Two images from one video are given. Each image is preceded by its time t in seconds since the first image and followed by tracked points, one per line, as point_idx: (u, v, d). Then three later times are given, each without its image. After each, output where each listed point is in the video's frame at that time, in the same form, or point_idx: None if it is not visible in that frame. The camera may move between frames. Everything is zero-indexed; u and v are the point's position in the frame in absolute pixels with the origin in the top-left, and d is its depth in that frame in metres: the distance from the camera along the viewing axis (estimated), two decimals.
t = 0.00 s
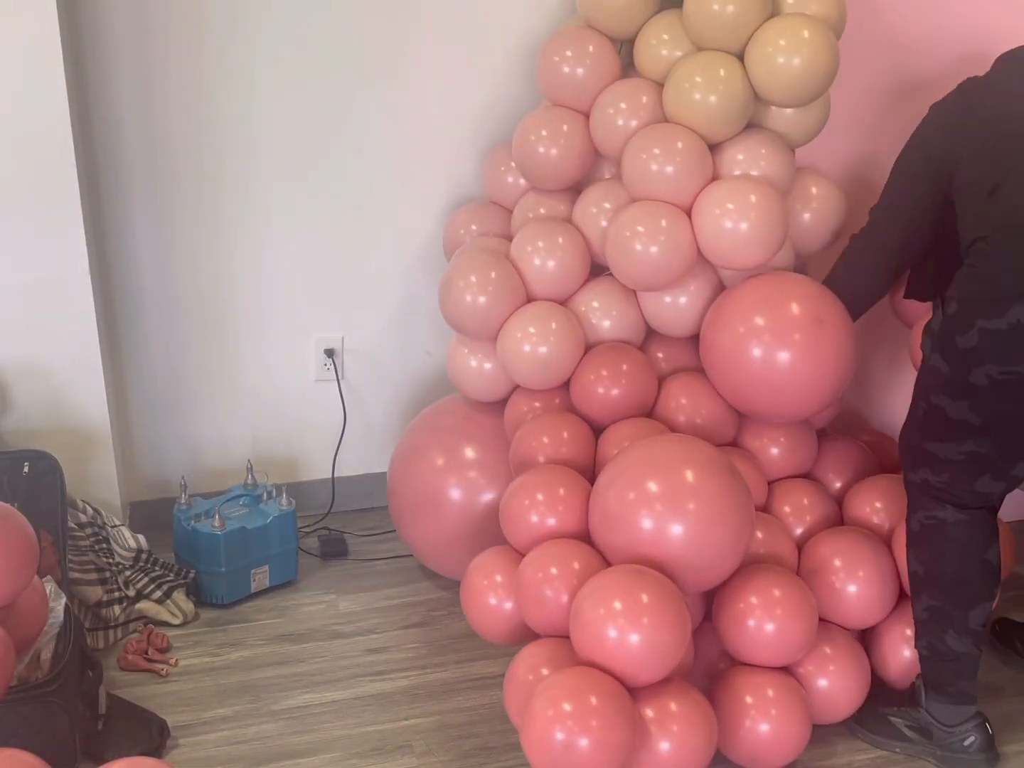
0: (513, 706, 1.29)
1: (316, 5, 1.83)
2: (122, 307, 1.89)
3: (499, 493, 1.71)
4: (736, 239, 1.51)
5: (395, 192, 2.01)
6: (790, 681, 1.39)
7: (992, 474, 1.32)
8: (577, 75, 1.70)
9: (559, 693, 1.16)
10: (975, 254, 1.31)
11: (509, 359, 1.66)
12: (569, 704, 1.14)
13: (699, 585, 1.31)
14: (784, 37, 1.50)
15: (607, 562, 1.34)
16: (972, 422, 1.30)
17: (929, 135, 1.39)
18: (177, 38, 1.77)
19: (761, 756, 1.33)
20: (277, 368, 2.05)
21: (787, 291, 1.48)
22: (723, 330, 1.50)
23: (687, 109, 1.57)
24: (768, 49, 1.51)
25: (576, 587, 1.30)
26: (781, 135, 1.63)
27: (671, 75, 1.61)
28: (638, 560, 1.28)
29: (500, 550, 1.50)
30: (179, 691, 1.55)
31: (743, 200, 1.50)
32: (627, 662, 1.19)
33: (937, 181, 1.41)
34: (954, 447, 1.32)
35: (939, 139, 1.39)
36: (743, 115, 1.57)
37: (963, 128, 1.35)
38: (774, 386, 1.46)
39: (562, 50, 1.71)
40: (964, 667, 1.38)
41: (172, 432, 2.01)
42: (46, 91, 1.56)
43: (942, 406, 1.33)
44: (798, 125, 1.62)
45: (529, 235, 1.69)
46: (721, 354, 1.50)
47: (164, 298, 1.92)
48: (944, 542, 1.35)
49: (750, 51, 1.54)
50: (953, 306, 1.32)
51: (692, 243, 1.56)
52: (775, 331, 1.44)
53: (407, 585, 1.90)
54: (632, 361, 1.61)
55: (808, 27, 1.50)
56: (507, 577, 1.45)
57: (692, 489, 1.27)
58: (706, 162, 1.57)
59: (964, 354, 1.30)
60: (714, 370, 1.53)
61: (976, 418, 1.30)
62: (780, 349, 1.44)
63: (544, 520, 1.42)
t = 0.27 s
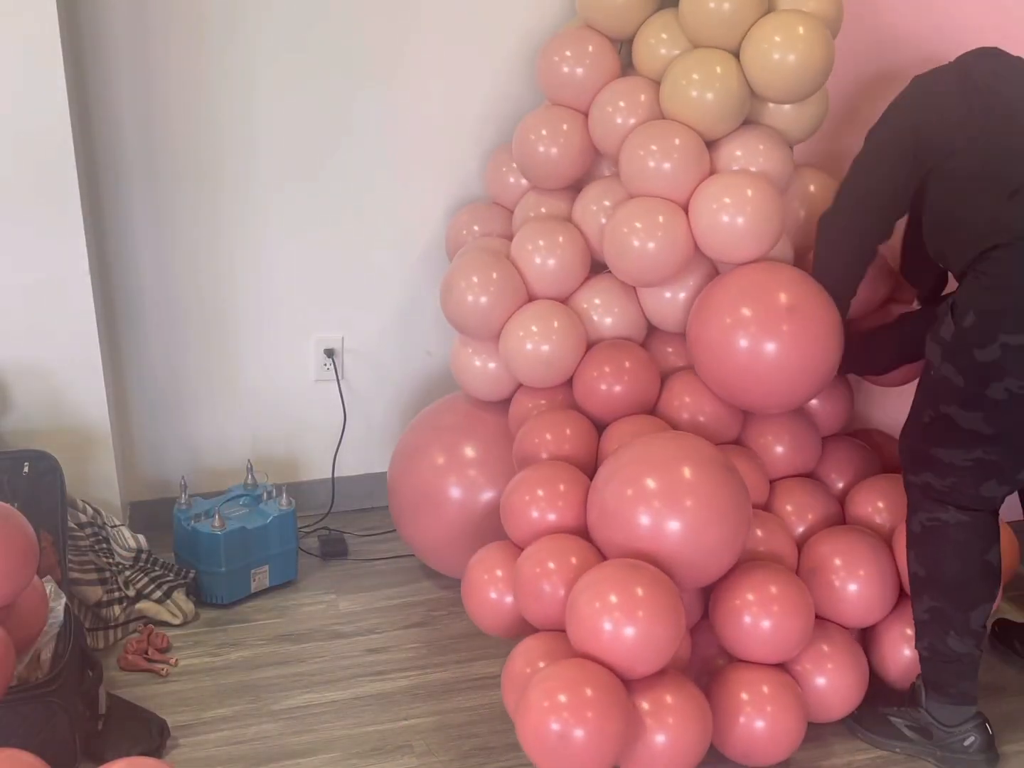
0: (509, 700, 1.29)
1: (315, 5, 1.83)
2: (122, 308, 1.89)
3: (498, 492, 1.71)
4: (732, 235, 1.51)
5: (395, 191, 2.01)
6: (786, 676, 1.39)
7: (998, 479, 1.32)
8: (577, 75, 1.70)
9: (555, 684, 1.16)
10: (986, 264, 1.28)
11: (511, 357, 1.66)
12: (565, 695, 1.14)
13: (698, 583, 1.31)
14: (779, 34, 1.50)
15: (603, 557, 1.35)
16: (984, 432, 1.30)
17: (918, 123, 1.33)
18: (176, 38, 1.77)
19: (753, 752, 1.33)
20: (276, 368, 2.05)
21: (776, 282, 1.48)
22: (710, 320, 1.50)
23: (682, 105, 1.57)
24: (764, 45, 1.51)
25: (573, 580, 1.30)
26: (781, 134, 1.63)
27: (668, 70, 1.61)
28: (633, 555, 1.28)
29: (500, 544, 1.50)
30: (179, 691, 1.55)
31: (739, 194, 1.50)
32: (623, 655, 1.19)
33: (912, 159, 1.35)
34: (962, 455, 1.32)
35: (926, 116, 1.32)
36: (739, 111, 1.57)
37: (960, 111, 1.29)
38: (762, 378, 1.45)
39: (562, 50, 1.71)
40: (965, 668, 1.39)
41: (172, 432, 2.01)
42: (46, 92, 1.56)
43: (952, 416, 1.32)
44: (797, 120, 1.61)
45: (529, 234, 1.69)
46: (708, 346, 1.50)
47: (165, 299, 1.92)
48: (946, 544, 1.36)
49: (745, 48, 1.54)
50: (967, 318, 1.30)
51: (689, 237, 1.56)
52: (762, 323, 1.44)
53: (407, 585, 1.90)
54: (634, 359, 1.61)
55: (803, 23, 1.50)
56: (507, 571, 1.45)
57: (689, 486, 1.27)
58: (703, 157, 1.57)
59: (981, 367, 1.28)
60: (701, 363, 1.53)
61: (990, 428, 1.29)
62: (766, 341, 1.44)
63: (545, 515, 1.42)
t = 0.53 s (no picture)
0: (507, 697, 1.30)
1: (316, 4, 1.83)
2: (122, 308, 1.89)
3: (498, 492, 1.71)
4: (732, 234, 1.51)
5: (396, 191, 2.01)
6: (784, 676, 1.39)
7: (992, 481, 1.32)
8: (578, 73, 1.70)
9: (548, 684, 1.16)
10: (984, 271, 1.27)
11: (512, 356, 1.66)
12: (558, 695, 1.14)
13: (698, 581, 1.31)
14: (781, 33, 1.50)
15: (603, 555, 1.35)
16: (978, 438, 1.30)
17: (911, 119, 1.31)
18: (177, 38, 1.77)
19: (751, 752, 1.33)
20: (277, 368, 2.05)
21: (792, 287, 1.48)
22: (724, 326, 1.50)
23: (683, 104, 1.57)
24: (766, 44, 1.51)
25: (572, 578, 1.30)
26: (782, 133, 1.63)
27: (669, 69, 1.61)
28: (633, 553, 1.28)
29: (500, 542, 1.50)
30: (179, 690, 1.55)
31: (740, 194, 1.50)
32: (618, 655, 1.19)
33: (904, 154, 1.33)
34: (955, 458, 1.32)
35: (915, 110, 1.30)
36: (741, 109, 1.57)
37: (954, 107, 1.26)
38: (774, 382, 1.46)
39: (563, 49, 1.71)
40: (963, 667, 1.38)
41: (172, 432, 2.01)
42: (47, 92, 1.56)
43: (945, 420, 1.32)
44: (798, 120, 1.61)
45: (530, 232, 1.69)
46: (722, 352, 1.50)
47: (165, 299, 1.92)
48: (939, 546, 1.36)
49: (746, 47, 1.54)
50: (961, 325, 1.29)
51: (689, 235, 1.56)
52: (777, 328, 1.45)
53: (408, 585, 1.90)
54: (634, 358, 1.61)
55: (805, 22, 1.50)
56: (507, 569, 1.45)
57: (689, 485, 1.27)
58: (703, 155, 1.57)
59: (975, 374, 1.28)
60: (715, 368, 1.53)
61: (984, 434, 1.29)
62: (781, 346, 1.44)
63: (546, 513, 1.42)
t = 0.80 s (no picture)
0: (507, 693, 1.30)
1: (315, 5, 1.83)
2: (122, 308, 1.89)
3: (498, 492, 1.71)
4: (732, 237, 1.51)
5: (395, 192, 2.01)
6: (785, 674, 1.39)
7: (994, 483, 1.32)
8: (578, 74, 1.70)
9: (552, 679, 1.16)
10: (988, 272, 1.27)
11: (511, 357, 1.66)
12: (562, 690, 1.14)
13: (698, 581, 1.31)
14: (781, 35, 1.50)
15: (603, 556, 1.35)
16: (980, 440, 1.30)
17: (913, 121, 1.30)
18: (176, 38, 1.77)
19: (753, 751, 1.33)
20: (276, 368, 2.05)
21: (785, 286, 1.48)
22: (721, 325, 1.50)
23: (684, 107, 1.57)
24: (767, 46, 1.51)
25: (572, 576, 1.30)
26: (781, 133, 1.63)
27: (670, 70, 1.61)
28: (633, 552, 1.28)
29: (499, 542, 1.50)
30: (179, 690, 1.55)
31: (739, 195, 1.50)
32: (622, 651, 1.19)
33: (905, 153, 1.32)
34: (956, 459, 1.32)
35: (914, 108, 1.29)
36: (743, 112, 1.58)
37: (953, 106, 1.26)
38: (773, 382, 1.46)
39: (563, 49, 1.71)
40: (963, 668, 1.38)
41: (172, 433, 2.01)
42: (47, 93, 1.56)
43: (947, 422, 1.32)
44: (799, 123, 1.61)
45: (530, 232, 1.69)
46: (718, 351, 1.50)
47: (165, 299, 1.92)
48: (940, 546, 1.36)
49: (747, 48, 1.54)
50: (965, 328, 1.29)
51: (689, 238, 1.56)
52: (772, 326, 1.45)
53: (407, 585, 1.90)
54: (633, 358, 1.61)
55: (805, 24, 1.50)
56: (508, 568, 1.45)
57: (690, 484, 1.27)
58: (705, 158, 1.57)
59: (979, 377, 1.28)
60: (711, 367, 1.53)
61: (986, 436, 1.29)
62: (777, 344, 1.44)
63: (546, 512, 1.42)
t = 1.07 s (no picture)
0: (507, 697, 1.30)
1: (316, 4, 1.83)
2: (122, 307, 1.89)
3: (497, 492, 1.71)
4: (732, 237, 1.51)
5: (396, 191, 2.01)
6: (785, 676, 1.39)
7: (988, 480, 1.32)
8: (578, 74, 1.70)
9: (552, 684, 1.16)
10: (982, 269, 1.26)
11: (508, 356, 1.66)
12: (562, 695, 1.14)
13: (697, 582, 1.31)
14: (783, 35, 1.50)
15: (603, 557, 1.35)
16: (973, 436, 1.29)
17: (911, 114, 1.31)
18: (177, 37, 1.77)
19: (754, 753, 1.33)
20: (276, 368, 2.05)
21: (797, 292, 1.48)
22: (731, 329, 1.50)
23: (685, 107, 1.57)
24: (767, 46, 1.51)
25: (571, 580, 1.30)
26: (781, 133, 1.63)
27: (670, 71, 1.61)
28: (633, 553, 1.28)
29: (499, 543, 1.50)
30: (179, 690, 1.55)
31: (740, 196, 1.50)
32: (622, 655, 1.19)
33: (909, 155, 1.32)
34: (951, 456, 1.32)
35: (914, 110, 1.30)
36: (743, 111, 1.58)
37: (953, 106, 1.26)
38: (773, 383, 1.46)
39: (564, 48, 1.71)
40: (961, 667, 1.38)
41: (172, 432, 2.01)
42: (47, 92, 1.56)
43: (942, 419, 1.32)
44: (799, 122, 1.62)
45: (529, 232, 1.69)
46: (729, 357, 1.51)
47: (165, 299, 1.92)
48: (936, 543, 1.36)
49: (750, 49, 1.54)
50: (957, 324, 1.29)
51: (689, 238, 1.56)
52: (784, 332, 1.45)
53: (407, 584, 1.90)
54: (632, 358, 1.61)
55: (808, 25, 1.50)
56: (506, 571, 1.45)
57: (689, 485, 1.27)
58: (705, 158, 1.57)
59: (969, 374, 1.28)
60: (722, 371, 1.53)
61: (978, 433, 1.29)
62: (789, 349, 1.44)
63: (544, 514, 1.42)
